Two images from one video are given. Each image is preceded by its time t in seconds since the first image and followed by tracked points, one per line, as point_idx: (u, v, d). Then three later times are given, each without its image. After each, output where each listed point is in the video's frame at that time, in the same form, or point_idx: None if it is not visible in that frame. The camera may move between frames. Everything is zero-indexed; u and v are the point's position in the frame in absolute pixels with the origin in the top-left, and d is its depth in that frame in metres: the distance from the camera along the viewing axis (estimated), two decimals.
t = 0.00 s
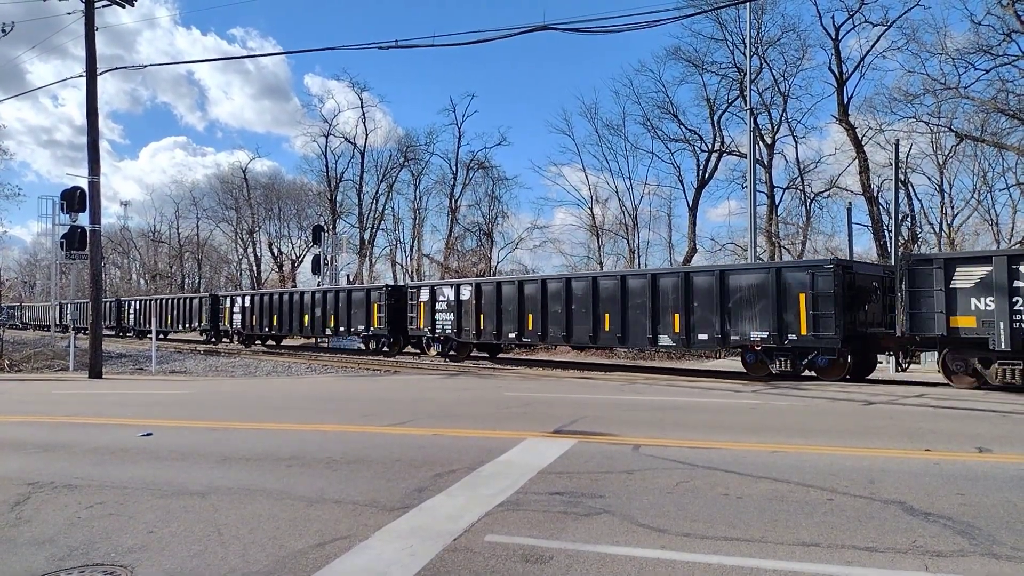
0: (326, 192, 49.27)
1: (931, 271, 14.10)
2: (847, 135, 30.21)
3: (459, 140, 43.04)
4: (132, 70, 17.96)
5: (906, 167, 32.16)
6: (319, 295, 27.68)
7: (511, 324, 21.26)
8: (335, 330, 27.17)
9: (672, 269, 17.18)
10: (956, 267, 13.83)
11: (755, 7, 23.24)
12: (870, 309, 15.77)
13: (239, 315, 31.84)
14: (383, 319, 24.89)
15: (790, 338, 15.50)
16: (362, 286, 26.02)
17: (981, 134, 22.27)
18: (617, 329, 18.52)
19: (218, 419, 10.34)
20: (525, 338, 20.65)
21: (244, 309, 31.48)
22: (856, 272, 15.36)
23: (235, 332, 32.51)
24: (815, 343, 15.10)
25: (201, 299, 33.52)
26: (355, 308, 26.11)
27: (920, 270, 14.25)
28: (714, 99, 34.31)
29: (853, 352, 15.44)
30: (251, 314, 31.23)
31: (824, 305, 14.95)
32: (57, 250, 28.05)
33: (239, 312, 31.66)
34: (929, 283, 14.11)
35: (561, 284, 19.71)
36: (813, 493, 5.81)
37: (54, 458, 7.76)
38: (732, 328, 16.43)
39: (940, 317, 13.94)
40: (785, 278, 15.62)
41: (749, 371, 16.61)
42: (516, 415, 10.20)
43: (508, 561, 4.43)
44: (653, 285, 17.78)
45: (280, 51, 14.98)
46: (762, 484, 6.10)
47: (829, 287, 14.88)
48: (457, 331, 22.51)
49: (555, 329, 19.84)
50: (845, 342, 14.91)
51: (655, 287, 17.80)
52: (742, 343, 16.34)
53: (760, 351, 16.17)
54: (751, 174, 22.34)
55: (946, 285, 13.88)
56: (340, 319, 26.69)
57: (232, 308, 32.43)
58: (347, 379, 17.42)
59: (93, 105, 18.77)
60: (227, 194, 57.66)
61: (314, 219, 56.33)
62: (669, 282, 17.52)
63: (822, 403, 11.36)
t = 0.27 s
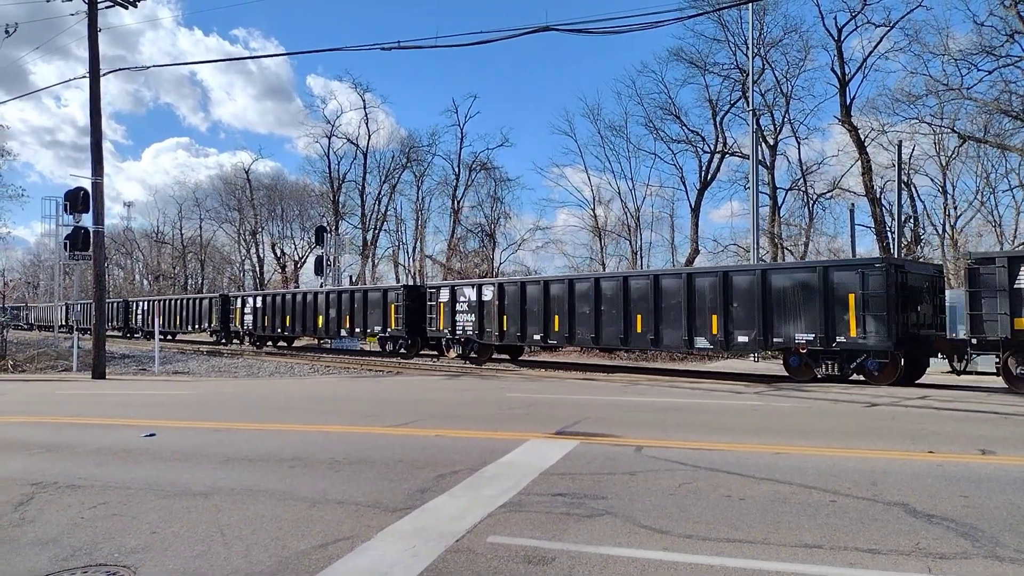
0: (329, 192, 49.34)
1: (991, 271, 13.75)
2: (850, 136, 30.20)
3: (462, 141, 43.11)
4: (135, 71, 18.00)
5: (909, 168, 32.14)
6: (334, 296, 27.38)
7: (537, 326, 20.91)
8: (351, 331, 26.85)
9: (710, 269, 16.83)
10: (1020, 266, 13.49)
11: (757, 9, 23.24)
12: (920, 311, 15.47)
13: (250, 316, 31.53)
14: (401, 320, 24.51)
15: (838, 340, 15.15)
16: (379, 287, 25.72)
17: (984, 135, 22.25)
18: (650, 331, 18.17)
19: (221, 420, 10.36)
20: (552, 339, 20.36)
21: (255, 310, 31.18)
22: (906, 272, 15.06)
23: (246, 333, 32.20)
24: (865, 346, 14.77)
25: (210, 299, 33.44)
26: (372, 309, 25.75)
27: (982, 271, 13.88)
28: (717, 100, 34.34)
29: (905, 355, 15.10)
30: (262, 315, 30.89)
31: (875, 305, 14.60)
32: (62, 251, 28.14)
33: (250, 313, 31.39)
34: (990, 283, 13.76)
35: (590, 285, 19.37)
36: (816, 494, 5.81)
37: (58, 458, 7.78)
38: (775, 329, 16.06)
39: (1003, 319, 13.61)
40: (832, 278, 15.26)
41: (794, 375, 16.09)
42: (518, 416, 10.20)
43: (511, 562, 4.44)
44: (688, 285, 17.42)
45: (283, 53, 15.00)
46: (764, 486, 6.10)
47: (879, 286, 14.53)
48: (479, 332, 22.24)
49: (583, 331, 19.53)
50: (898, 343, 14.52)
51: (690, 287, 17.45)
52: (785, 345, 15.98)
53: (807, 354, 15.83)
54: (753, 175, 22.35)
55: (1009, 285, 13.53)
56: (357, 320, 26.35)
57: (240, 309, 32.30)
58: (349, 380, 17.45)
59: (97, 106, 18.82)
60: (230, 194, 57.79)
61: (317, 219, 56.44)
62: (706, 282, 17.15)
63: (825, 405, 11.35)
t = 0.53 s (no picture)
0: (328, 193, 49.35)
1: None
2: (849, 137, 30.23)
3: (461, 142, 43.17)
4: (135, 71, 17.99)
5: (908, 169, 32.16)
6: (347, 296, 26.82)
7: (560, 328, 20.19)
8: (363, 331, 26.27)
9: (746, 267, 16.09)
10: None
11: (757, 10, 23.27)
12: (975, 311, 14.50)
13: (257, 316, 31.12)
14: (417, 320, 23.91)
15: (886, 342, 14.31)
16: (393, 286, 25.12)
17: (983, 136, 22.28)
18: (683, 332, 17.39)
19: (220, 421, 10.36)
20: (576, 341, 19.60)
21: (262, 310, 30.74)
22: (960, 271, 14.17)
23: (254, 333, 31.77)
24: (915, 348, 13.95)
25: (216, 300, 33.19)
26: (386, 309, 25.17)
27: None
28: (716, 101, 34.40)
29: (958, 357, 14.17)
30: (271, 315, 30.44)
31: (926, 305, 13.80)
32: (61, 251, 28.15)
33: (257, 313, 30.96)
34: None
35: (617, 285, 18.63)
36: (814, 495, 5.81)
37: (57, 459, 7.77)
38: (817, 331, 15.28)
39: None
40: (879, 278, 14.41)
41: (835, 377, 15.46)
42: (517, 417, 10.20)
43: (509, 563, 4.44)
44: (723, 284, 16.68)
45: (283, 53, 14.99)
46: (763, 487, 6.10)
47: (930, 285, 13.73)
48: (499, 333, 21.50)
49: (609, 332, 18.78)
50: (952, 345, 13.71)
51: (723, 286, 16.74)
52: (828, 347, 15.20)
53: (851, 356, 15.03)
54: (752, 176, 22.38)
55: None
56: (371, 320, 25.77)
57: (246, 309, 32.04)
58: (348, 380, 17.45)
59: (96, 107, 18.82)
60: (229, 195, 57.82)
61: (316, 220, 56.47)
62: (742, 282, 16.41)
63: (824, 406, 11.36)
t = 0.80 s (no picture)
0: (327, 195, 49.34)
1: None
2: (848, 139, 30.25)
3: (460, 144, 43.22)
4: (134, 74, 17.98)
5: (906, 171, 32.18)
6: (360, 297, 26.28)
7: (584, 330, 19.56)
8: (376, 333, 25.74)
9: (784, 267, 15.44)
10: None
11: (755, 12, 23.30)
12: None
13: (266, 319, 30.67)
14: (433, 322, 23.37)
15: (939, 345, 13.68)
16: (408, 287, 24.59)
17: (981, 138, 22.30)
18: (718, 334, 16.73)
19: (219, 423, 10.34)
20: (602, 343, 18.97)
21: (271, 312, 30.28)
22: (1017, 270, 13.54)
23: (263, 336, 31.29)
24: (971, 351, 13.33)
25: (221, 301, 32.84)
26: (401, 311, 24.64)
27: None
28: (715, 103, 34.44)
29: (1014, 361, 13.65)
30: (280, 317, 29.97)
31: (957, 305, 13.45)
32: (59, 253, 28.15)
33: (266, 315, 30.51)
34: None
35: (646, 285, 17.99)
36: (813, 497, 5.81)
37: (56, 461, 7.76)
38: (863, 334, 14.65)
39: None
40: (930, 277, 13.77)
41: (884, 382, 14.89)
42: (516, 419, 10.19)
43: (509, 565, 4.44)
44: (760, 284, 16.01)
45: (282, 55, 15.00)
46: (762, 489, 6.10)
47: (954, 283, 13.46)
48: (519, 335, 20.90)
49: (639, 334, 18.14)
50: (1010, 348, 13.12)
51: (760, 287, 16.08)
52: (874, 350, 14.56)
53: (901, 359, 14.59)
54: (751, 178, 22.41)
55: None
56: (385, 322, 25.23)
57: (253, 311, 31.69)
58: (346, 382, 17.43)
59: (95, 109, 18.82)
60: (228, 197, 57.82)
61: (315, 222, 56.49)
62: (780, 281, 15.75)
63: (823, 407, 11.36)
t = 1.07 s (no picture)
0: (327, 194, 49.29)
1: None
2: (847, 137, 30.23)
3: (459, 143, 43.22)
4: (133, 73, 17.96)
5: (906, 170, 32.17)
6: (373, 296, 25.63)
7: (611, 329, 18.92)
8: (391, 333, 25.10)
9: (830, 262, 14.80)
10: None
11: (755, 11, 23.28)
12: None
13: (275, 319, 30.11)
14: (450, 322, 22.75)
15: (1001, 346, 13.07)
16: (424, 286, 23.94)
17: (981, 136, 22.28)
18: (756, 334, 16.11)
19: (219, 423, 10.33)
20: (631, 344, 18.36)
21: (281, 312, 29.72)
22: None
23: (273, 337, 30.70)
24: None
25: (228, 301, 32.37)
26: (417, 310, 24.01)
27: None
28: (715, 102, 34.42)
29: None
30: (291, 317, 29.40)
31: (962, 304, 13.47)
32: (59, 253, 28.12)
33: (275, 315, 29.92)
34: None
35: (679, 282, 17.36)
36: (814, 496, 5.80)
37: (56, 461, 7.75)
38: (915, 334, 14.01)
39: None
40: (991, 274, 13.15)
41: (935, 383, 14.15)
42: (516, 418, 10.19)
43: (509, 564, 4.44)
44: (803, 281, 15.36)
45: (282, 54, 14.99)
46: (762, 487, 6.09)
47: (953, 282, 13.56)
48: (542, 335, 20.26)
49: (670, 334, 17.55)
50: None
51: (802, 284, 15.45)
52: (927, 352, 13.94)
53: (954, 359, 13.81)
54: (751, 177, 22.41)
55: None
56: (400, 322, 24.60)
57: (262, 311, 31.19)
58: (346, 382, 17.43)
59: (95, 109, 18.80)
60: (228, 196, 57.80)
61: (315, 222, 56.48)
62: (824, 278, 15.12)
63: (823, 406, 11.34)
